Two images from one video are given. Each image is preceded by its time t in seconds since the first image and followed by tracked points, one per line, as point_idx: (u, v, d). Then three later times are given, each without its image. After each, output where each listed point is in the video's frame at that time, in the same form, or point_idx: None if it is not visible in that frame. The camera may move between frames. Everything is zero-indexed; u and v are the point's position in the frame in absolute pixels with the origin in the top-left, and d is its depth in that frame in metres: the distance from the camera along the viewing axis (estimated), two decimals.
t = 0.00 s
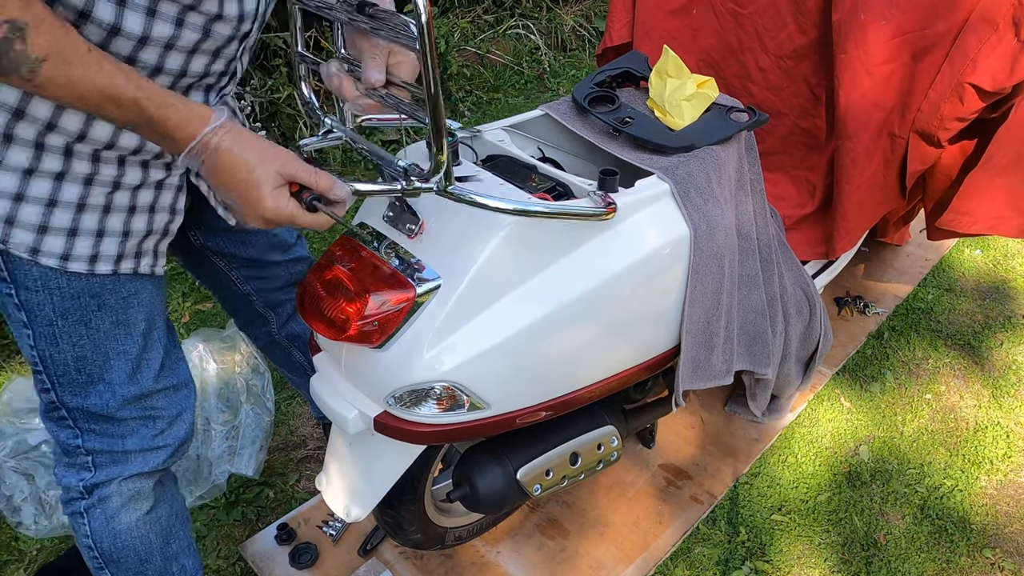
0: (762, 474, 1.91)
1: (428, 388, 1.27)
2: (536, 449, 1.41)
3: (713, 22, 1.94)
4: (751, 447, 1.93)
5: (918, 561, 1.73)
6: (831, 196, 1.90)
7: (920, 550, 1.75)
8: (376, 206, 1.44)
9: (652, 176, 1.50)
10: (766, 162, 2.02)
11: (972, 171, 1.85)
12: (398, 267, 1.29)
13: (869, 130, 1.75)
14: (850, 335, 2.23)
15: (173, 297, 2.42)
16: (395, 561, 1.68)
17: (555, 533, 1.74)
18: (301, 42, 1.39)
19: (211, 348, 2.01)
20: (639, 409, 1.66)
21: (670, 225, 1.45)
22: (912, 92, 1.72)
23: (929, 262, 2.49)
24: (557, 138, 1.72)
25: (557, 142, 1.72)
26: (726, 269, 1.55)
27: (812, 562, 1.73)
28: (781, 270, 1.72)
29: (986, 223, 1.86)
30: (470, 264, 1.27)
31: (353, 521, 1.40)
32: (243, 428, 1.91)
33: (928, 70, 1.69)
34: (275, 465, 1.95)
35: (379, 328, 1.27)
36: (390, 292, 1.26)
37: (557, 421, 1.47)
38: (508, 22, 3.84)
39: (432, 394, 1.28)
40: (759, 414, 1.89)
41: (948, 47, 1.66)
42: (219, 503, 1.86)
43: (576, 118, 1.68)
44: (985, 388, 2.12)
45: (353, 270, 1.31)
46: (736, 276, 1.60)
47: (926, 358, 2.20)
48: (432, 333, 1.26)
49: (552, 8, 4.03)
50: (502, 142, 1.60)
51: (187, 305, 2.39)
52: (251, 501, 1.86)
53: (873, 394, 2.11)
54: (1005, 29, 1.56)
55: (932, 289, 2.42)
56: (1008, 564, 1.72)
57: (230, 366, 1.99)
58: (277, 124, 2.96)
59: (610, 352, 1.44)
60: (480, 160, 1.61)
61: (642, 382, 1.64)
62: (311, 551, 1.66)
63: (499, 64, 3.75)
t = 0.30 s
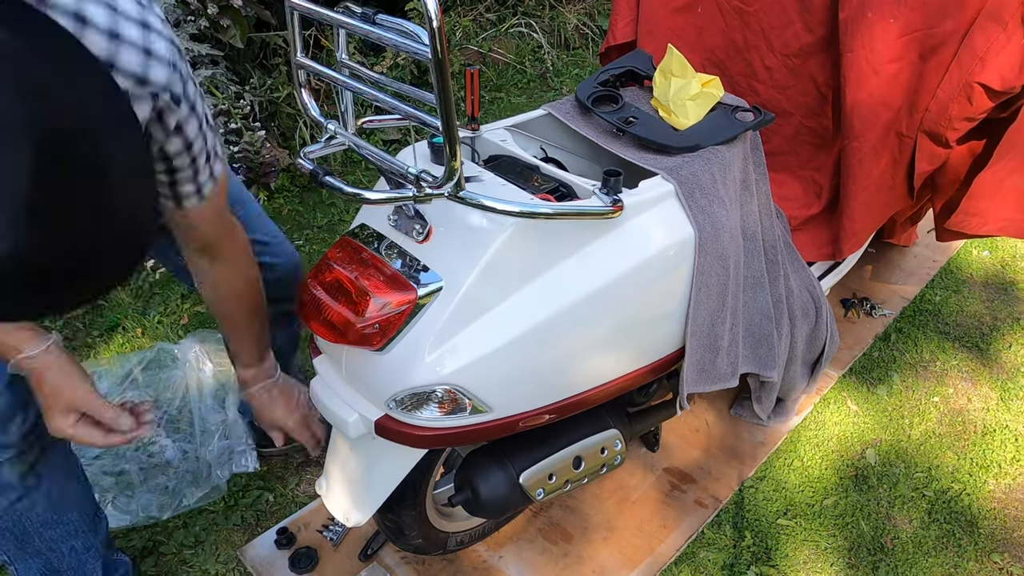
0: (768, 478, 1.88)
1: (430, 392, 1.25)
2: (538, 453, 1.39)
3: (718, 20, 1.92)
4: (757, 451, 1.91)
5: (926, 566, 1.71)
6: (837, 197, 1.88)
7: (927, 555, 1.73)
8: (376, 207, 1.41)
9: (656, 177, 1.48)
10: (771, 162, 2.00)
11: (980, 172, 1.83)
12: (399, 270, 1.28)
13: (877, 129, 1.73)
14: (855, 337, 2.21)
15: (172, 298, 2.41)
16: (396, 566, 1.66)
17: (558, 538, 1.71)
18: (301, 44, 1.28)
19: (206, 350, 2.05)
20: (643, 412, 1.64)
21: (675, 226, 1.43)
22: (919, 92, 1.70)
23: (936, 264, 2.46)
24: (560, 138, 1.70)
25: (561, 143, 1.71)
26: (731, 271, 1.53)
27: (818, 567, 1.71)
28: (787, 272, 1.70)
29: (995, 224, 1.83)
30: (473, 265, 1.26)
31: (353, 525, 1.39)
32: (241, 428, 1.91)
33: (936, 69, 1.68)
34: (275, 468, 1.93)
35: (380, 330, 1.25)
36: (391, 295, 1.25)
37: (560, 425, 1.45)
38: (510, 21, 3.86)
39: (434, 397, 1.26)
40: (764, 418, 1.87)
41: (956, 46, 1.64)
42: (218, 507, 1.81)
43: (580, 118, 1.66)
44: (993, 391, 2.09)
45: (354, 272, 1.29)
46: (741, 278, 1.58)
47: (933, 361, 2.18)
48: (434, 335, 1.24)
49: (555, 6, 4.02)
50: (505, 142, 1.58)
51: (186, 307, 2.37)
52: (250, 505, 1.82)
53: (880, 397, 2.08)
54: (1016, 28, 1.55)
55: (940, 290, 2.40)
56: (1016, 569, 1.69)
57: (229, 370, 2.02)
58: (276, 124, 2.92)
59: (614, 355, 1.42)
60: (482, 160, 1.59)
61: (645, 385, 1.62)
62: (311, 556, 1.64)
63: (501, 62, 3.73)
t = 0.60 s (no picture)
0: (772, 481, 1.86)
1: (431, 394, 1.24)
2: (541, 456, 1.37)
3: (721, 19, 1.91)
4: (761, 454, 1.89)
5: (932, 570, 1.69)
6: (843, 197, 1.86)
7: (933, 559, 1.71)
8: (377, 207, 1.40)
9: (660, 177, 1.47)
10: (776, 162, 1.98)
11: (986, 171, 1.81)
12: (400, 271, 1.26)
13: (882, 129, 1.71)
14: (861, 339, 2.19)
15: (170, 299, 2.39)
16: (398, 570, 1.64)
17: (561, 541, 1.70)
18: (301, 43, 1.26)
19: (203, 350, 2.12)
20: (647, 414, 1.62)
21: (679, 227, 1.42)
22: (925, 92, 1.69)
23: (942, 265, 2.44)
24: (563, 138, 1.69)
25: (564, 142, 1.69)
26: (736, 271, 1.51)
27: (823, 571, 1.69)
28: (792, 273, 1.68)
29: (1001, 225, 1.80)
30: (474, 266, 1.25)
31: (353, 529, 1.37)
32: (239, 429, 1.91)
33: (943, 67, 1.66)
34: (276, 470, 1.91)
35: (380, 332, 1.24)
36: (393, 295, 1.23)
37: (563, 427, 1.43)
38: (512, 19, 3.85)
39: (435, 400, 1.25)
40: (769, 420, 1.85)
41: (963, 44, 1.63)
42: (217, 510, 1.79)
43: (583, 118, 1.64)
44: (1000, 393, 2.07)
45: (355, 273, 1.27)
46: (746, 279, 1.56)
47: (939, 362, 2.16)
48: (436, 336, 1.23)
49: (557, 5, 4.00)
50: (507, 142, 1.56)
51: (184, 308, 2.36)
52: (250, 509, 1.80)
53: (885, 399, 2.06)
54: None
55: (946, 292, 2.38)
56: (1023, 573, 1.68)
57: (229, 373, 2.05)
58: (275, 123, 2.89)
59: (617, 357, 1.40)
60: (483, 160, 1.57)
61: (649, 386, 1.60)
62: (311, 559, 1.63)
63: (503, 61, 3.71)
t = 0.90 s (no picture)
0: (777, 485, 1.84)
1: (432, 397, 1.22)
2: (544, 460, 1.35)
3: (727, 16, 1.89)
4: (767, 458, 1.87)
5: None
6: (849, 197, 1.84)
7: (941, 564, 1.69)
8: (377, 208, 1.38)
9: (665, 177, 1.45)
10: (781, 162, 1.96)
11: (996, 171, 1.79)
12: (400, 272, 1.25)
13: (890, 128, 1.69)
14: (867, 341, 2.17)
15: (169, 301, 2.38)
16: None
17: (563, 546, 1.68)
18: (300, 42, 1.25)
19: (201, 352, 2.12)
20: (651, 417, 1.60)
21: (684, 228, 1.40)
22: (933, 91, 1.67)
23: (949, 266, 2.42)
24: (566, 138, 1.67)
25: (567, 142, 1.67)
26: (741, 273, 1.49)
27: None
28: (798, 274, 1.66)
29: (1011, 226, 1.78)
30: (476, 267, 1.23)
31: (354, 534, 1.35)
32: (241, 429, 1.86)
33: (952, 66, 1.64)
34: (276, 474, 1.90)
35: (381, 334, 1.22)
36: (394, 297, 1.21)
37: (566, 430, 1.41)
38: (515, 18, 3.83)
39: (436, 403, 1.23)
40: (775, 424, 1.83)
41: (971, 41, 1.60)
42: (216, 514, 1.78)
43: (586, 117, 1.62)
44: (1008, 396, 2.05)
45: (355, 275, 1.26)
46: (751, 280, 1.54)
47: (947, 365, 2.13)
48: (438, 338, 1.21)
49: (560, 3, 3.98)
50: (509, 142, 1.54)
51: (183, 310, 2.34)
52: (249, 513, 1.78)
53: (892, 402, 2.04)
54: None
55: (953, 293, 2.35)
56: None
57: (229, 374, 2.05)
58: (274, 123, 2.88)
59: (620, 359, 1.38)
60: (486, 160, 1.55)
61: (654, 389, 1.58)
62: (311, 564, 1.61)
63: (505, 60, 3.69)
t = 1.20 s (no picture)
0: (782, 488, 1.82)
1: (434, 399, 1.20)
2: (546, 463, 1.33)
3: (731, 15, 1.87)
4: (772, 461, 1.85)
5: None
6: (855, 197, 1.82)
7: (948, 568, 1.67)
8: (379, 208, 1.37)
9: (668, 177, 1.43)
10: (786, 162, 1.95)
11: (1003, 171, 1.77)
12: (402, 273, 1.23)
13: (896, 128, 1.67)
14: (873, 343, 2.15)
15: (169, 302, 2.37)
16: None
17: (566, 550, 1.66)
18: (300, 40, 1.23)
19: (201, 354, 2.11)
20: (654, 420, 1.58)
21: (688, 228, 1.38)
22: (940, 91, 1.65)
23: (956, 267, 2.40)
24: (569, 138, 1.65)
25: (570, 142, 1.66)
26: (745, 274, 1.47)
27: None
28: (803, 275, 1.64)
29: (1018, 227, 1.76)
30: (478, 268, 1.21)
31: (354, 538, 1.33)
32: (242, 435, 1.91)
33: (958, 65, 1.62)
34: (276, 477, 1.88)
35: (382, 336, 1.20)
36: (394, 298, 1.20)
37: (569, 433, 1.40)
38: (517, 16, 3.81)
39: (437, 405, 1.21)
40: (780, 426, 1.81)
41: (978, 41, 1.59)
42: (215, 518, 1.76)
43: (589, 117, 1.61)
44: (1015, 398, 2.03)
45: (355, 276, 1.24)
46: (756, 281, 1.52)
47: (953, 367, 2.12)
48: (439, 340, 1.20)
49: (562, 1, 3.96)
50: (511, 142, 1.53)
51: (182, 312, 2.33)
52: (248, 516, 1.77)
53: (898, 404, 2.02)
54: None
55: (960, 295, 2.33)
56: None
57: (229, 378, 2.05)
58: (275, 122, 2.87)
59: (624, 362, 1.36)
60: (488, 160, 1.54)
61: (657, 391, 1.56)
62: (311, 567, 1.60)
63: (507, 59, 3.68)
